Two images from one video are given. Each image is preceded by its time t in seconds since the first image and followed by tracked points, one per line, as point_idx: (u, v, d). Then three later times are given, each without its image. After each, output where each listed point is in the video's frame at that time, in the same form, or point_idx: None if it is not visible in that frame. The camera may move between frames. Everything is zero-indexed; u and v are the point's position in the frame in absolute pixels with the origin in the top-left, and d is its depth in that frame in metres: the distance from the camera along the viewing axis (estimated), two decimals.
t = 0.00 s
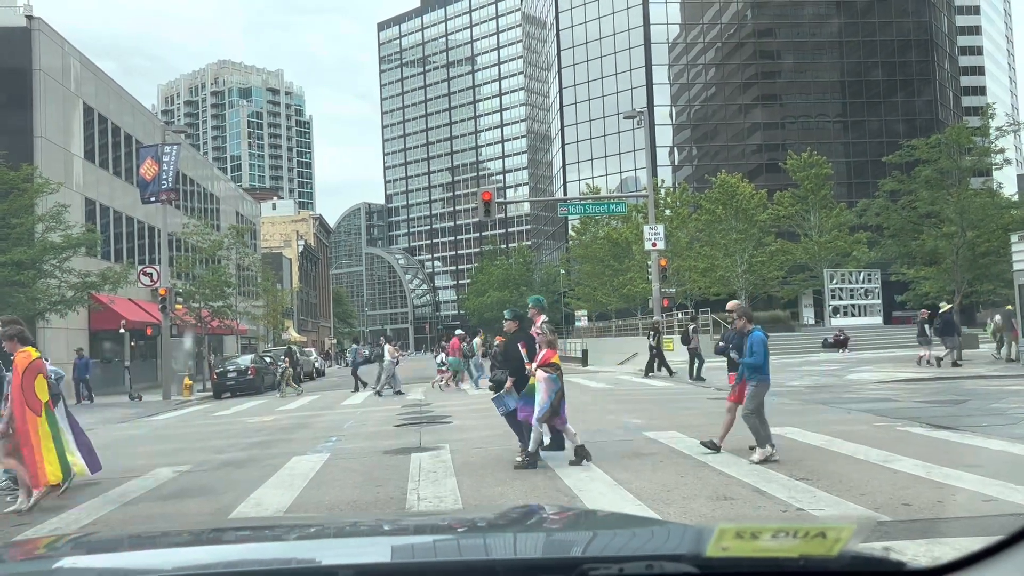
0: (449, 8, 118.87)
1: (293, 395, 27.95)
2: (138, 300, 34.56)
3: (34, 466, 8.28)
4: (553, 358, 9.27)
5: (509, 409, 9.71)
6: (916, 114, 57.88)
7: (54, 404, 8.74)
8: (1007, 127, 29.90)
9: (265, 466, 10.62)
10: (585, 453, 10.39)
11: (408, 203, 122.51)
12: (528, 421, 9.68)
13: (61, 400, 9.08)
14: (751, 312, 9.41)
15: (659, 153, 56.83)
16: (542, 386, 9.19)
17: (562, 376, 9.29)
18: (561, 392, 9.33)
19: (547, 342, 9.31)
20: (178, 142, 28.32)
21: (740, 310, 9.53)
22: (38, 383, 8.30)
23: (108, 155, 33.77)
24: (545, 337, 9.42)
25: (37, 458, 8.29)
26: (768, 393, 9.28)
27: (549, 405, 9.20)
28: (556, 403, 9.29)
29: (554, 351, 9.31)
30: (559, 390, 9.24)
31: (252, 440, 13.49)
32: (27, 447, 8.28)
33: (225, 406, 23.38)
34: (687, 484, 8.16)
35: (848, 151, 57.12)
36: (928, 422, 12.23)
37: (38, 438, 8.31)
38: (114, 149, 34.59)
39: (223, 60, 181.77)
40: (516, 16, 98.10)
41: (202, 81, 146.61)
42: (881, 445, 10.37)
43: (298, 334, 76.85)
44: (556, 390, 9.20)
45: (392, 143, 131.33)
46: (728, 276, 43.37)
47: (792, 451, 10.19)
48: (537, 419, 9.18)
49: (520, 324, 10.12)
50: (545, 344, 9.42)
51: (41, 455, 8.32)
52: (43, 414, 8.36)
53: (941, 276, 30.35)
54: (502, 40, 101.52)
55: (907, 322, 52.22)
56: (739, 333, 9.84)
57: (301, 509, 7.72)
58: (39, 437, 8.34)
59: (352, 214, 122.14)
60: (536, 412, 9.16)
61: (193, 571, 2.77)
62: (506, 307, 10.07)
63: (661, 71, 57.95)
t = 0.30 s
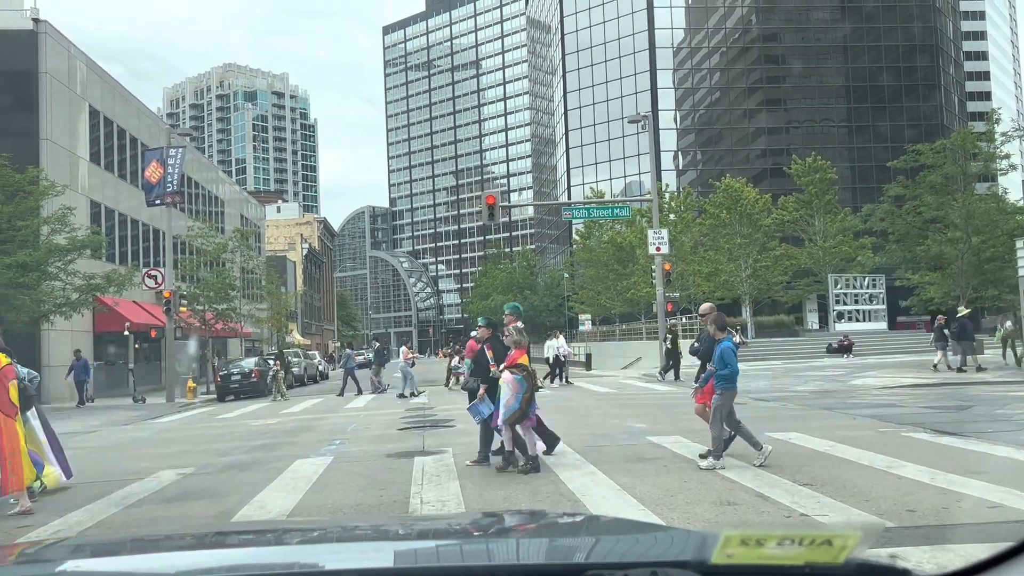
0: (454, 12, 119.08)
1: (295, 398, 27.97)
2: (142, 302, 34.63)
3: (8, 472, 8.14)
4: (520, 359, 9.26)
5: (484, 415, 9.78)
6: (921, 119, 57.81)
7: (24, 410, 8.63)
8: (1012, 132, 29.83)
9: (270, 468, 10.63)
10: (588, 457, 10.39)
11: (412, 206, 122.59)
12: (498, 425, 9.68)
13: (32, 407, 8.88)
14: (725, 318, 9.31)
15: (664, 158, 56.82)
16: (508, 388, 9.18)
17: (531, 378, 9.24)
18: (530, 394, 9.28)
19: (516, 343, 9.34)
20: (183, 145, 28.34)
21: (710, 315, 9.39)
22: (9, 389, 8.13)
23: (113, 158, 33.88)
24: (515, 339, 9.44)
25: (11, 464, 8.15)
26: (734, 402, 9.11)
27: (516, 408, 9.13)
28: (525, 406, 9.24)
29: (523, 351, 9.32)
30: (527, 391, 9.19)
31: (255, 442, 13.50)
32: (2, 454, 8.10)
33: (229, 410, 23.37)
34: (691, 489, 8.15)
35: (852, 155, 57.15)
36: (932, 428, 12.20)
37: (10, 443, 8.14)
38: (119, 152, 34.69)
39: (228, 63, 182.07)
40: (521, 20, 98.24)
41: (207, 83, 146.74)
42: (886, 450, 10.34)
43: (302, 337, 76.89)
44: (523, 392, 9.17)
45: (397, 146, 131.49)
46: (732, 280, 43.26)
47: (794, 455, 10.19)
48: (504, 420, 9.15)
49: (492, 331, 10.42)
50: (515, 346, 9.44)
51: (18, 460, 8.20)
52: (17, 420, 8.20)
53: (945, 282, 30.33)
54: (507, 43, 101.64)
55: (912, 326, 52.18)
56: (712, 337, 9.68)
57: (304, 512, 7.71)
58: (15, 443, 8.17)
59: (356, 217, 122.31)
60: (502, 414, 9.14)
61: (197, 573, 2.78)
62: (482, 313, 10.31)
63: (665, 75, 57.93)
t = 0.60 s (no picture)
0: (461, 17, 119.34)
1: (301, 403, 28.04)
2: (149, 306, 34.76)
3: None
4: (490, 367, 9.20)
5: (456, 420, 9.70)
6: (929, 125, 57.69)
7: None
8: (1019, 139, 29.76)
9: (277, 472, 10.65)
10: (595, 463, 10.37)
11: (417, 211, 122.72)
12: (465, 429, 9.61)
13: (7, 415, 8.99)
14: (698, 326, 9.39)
15: (670, 164, 56.73)
16: (475, 394, 9.11)
17: (499, 387, 9.18)
18: (496, 402, 9.22)
19: (486, 350, 9.31)
20: (190, 150, 28.42)
21: (682, 323, 9.41)
22: None
23: (121, 162, 34.03)
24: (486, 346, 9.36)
25: None
26: (711, 408, 9.15)
27: (480, 415, 9.09)
28: (490, 413, 9.15)
29: (493, 359, 9.28)
30: (493, 399, 9.14)
31: (261, 447, 13.53)
32: None
33: (234, 414, 23.40)
34: (697, 497, 8.13)
35: (859, 161, 57.08)
36: (941, 436, 12.15)
37: None
38: (127, 156, 34.84)
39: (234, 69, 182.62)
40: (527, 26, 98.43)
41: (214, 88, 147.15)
42: (894, 458, 10.30)
43: (307, 341, 76.96)
44: (489, 400, 9.12)
45: (403, 151, 131.67)
46: (738, 286, 43.21)
47: (801, 463, 10.17)
48: (467, 426, 9.11)
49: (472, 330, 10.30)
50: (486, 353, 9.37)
51: None
52: None
53: (953, 288, 30.26)
54: (513, 49, 101.82)
55: (918, 334, 52.02)
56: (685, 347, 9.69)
57: (309, 517, 7.71)
58: None
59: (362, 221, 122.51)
60: (465, 419, 9.09)
61: None
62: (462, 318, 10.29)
63: (672, 81, 57.94)
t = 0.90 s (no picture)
0: (468, 24, 119.65)
1: (307, 409, 28.09)
2: (156, 311, 34.87)
3: None
4: (465, 376, 9.14)
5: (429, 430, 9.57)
6: (936, 133, 57.60)
7: None
8: None
9: (283, 478, 10.67)
10: (602, 471, 10.35)
11: (424, 217, 122.90)
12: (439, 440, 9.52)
13: None
14: (666, 336, 9.60)
15: (676, 171, 56.70)
16: (450, 403, 8.99)
17: (474, 397, 9.10)
18: (471, 411, 9.13)
19: (460, 359, 9.25)
20: (198, 156, 28.54)
21: (654, 334, 9.62)
22: None
23: (129, 167, 34.17)
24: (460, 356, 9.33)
25: None
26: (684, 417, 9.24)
27: (456, 423, 8.97)
28: (465, 422, 9.03)
29: (467, 368, 9.22)
30: (469, 408, 9.04)
31: (268, 453, 13.55)
32: None
33: (240, 420, 23.44)
34: (703, 505, 8.10)
35: (866, 169, 57.04)
36: (948, 445, 12.11)
37: None
38: (135, 162, 35.00)
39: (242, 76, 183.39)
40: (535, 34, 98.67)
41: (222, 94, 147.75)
42: (902, 468, 10.25)
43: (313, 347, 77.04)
44: (466, 408, 9.00)
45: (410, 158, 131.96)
46: (745, 293, 43.17)
47: (808, 471, 10.14)
48: (443, 435, 8.99)
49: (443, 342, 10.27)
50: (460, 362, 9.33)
51: None
52: None
53: (961, 296, 30.21)
54: (520, 56, 102.07)
55: (926, 342, 51.88)
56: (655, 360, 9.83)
57: (316, 524, 7.70)
58: None
59: (368, 227, 122.78)
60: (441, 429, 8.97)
61: None
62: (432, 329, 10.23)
63: (679, 89, 57.95)
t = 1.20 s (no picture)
0: (475, 31, 119.96)
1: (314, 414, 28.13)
2: (164, 316, 35.00)
3: None
4: (434, 384, 9.05)
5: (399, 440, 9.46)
6: (944, 141, 57.53)
7: None
8: None
9: (290, 484, 10.70)
10: (608, 479, 10.32)
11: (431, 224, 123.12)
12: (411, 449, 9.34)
13: None
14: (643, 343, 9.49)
15: (683, 178, 56.71)
16: (419, 412, 8.87)
17: (443, 404, 8.97)
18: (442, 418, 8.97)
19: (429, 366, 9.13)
20: (207, 162, 28.65)
21: (626, 345, 9.58)
22: None
23: (138, 173, 34.34)
24: (430, 364, 9.27)
25: None
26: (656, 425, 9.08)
27: (426, 430, 8.81)
28: (436, 429, 8.86)
29: (436, 376, 9.12)
30: (438, 415, 8.89)
31: (276, 459, 13.57)
32: None
33: (248, 425, 23.48)
34: (710, 514, 8.06)
35: (874, 177, 56.96)
36: (956, 454, 12.05)
37: None
38: (144, 168, 35.17)
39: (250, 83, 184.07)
40: (542, 41, 98.86)
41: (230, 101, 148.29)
42: (908, 477, 10.22)
43: (320, 352, 77.10)
44: (435, 415, 8.86)
45: (417, 164, 132.20)
46: (753, 301, 43.10)
47: (815, 479, 10.12)
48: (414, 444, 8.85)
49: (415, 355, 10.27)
50: (430, 370, 9.26)
51: None
52: None
53: (970, 305, 30.10)
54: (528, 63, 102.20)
55: (934, 350, 51.69)
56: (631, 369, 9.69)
57: (323, 530, 7.71)
58: None
59: (376, 234, 123.09)
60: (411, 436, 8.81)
61: None
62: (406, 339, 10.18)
63: (686, 96, 57.94)
